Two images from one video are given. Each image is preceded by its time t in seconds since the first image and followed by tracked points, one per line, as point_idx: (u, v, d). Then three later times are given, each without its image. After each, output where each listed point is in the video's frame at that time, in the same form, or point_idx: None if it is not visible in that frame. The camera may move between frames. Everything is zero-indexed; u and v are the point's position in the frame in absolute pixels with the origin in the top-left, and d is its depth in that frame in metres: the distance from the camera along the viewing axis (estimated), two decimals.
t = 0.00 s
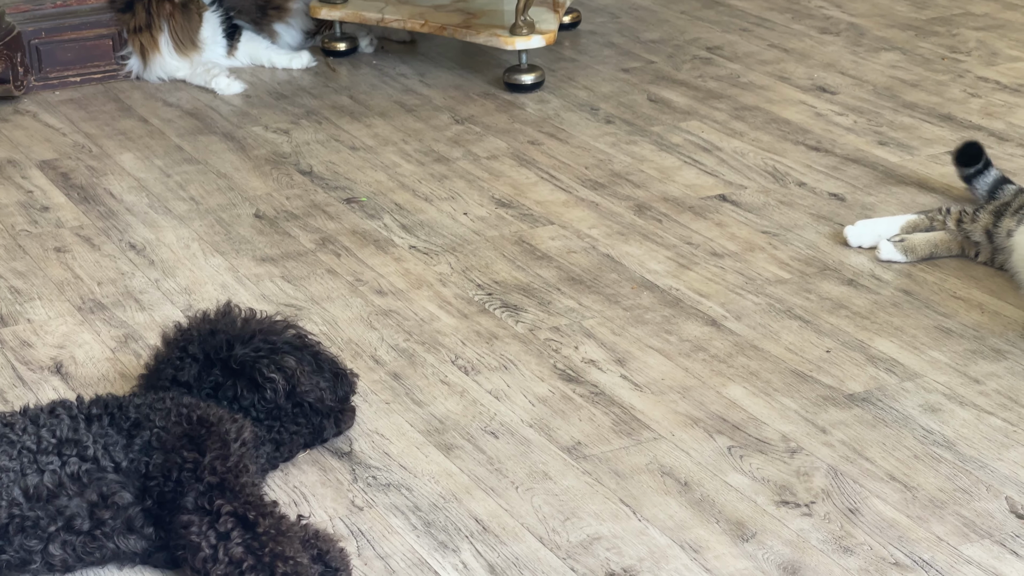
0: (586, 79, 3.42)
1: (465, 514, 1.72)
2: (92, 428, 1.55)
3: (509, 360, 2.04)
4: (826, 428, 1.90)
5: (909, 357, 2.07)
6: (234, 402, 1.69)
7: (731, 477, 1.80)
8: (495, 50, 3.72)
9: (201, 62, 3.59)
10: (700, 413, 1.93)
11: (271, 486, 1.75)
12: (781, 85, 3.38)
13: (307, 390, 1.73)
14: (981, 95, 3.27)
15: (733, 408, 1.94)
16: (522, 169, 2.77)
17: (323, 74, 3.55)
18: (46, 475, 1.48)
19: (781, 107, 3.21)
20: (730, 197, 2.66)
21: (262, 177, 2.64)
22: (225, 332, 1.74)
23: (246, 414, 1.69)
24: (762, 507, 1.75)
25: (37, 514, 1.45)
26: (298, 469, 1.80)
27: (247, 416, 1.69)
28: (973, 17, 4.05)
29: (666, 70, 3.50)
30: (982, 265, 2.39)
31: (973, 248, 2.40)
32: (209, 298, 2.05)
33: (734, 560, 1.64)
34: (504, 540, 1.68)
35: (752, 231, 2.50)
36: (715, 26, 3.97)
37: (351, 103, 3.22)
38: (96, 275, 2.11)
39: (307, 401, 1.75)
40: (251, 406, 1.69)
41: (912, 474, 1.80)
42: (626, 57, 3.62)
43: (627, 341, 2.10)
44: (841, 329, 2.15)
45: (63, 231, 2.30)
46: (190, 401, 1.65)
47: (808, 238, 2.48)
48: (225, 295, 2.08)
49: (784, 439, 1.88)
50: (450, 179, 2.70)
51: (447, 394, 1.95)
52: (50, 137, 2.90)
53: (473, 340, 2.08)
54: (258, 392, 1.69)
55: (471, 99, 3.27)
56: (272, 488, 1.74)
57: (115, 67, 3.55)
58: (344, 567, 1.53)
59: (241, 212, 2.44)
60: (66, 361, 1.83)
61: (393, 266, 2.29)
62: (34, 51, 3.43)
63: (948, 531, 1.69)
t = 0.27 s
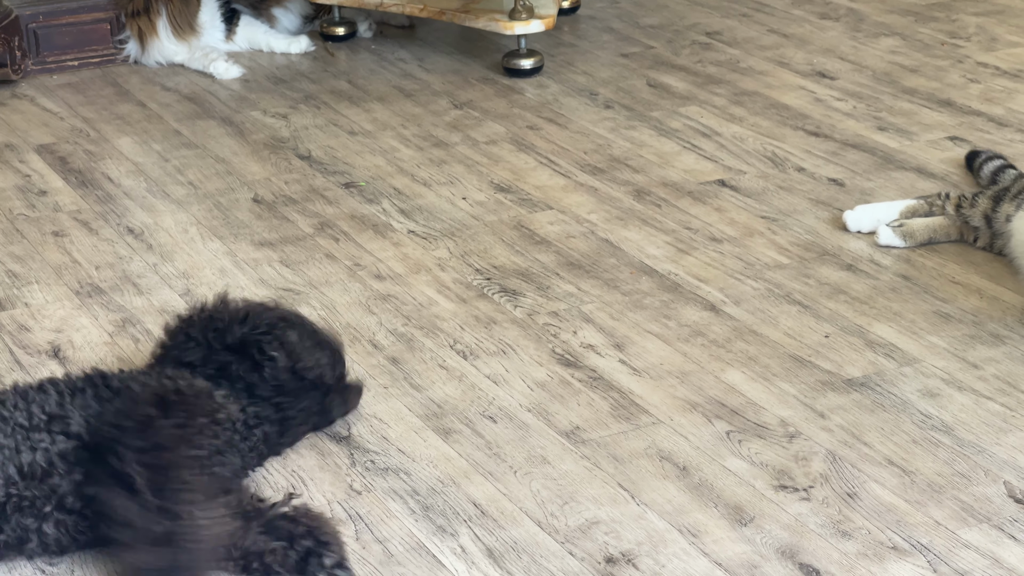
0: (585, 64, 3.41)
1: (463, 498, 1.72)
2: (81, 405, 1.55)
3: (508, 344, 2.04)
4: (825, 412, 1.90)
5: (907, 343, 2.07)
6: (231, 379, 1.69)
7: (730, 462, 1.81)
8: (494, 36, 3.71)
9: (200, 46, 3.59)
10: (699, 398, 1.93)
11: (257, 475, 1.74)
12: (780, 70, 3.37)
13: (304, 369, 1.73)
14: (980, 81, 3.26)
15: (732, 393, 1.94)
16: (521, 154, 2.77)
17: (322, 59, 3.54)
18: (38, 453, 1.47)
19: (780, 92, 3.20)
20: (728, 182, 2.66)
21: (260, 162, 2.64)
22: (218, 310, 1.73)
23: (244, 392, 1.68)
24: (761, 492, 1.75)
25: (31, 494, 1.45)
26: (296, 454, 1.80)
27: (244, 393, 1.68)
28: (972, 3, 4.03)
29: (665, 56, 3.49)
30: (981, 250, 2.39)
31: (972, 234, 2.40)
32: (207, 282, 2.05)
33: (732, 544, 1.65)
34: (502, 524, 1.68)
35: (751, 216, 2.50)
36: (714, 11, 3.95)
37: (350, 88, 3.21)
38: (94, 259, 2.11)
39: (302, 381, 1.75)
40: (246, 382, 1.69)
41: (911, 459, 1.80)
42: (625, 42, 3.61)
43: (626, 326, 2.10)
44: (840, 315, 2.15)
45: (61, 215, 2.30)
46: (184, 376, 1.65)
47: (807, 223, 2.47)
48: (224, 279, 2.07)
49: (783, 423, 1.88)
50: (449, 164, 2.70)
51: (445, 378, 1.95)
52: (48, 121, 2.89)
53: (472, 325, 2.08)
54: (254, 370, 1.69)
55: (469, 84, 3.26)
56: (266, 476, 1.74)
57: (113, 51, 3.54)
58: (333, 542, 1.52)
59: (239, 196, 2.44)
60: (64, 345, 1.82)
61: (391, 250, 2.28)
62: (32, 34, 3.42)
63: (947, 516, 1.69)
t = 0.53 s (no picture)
0: (580, 45, 3.40)
1: (455, 479, 1.73)
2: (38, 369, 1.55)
3: (501, 325, 2.04)
4: (817, 393, 1.91)
5: (900, 324, 2.07)
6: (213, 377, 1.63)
7: (722, 443, 1.81)
8: (490, 17, 3.70)
9: (193, 26, 3.57)
10: (692, 379, 1.94)
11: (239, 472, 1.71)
12: (775, 51, 3.36)
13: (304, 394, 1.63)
14: (975, 62, 3.25)
15: (724, 374, 1.95)
16: (515, 135, 2.76)
17: (316, 39, 3.53)
18: None
19: (775, 73, 3.19)
20: (723, 163, 2.65)
21: (254, 142, 2.63)
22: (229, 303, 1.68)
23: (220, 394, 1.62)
24: (753, 472, 1.76)
25: None
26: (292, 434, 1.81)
27: (220, 393, 1.63)
28: None
29: (660, 37, 3.47)
30: (974, 231, 2.40)
31: (965, 215, 2.40)
32: (201, 262, 2.04)
33: (724, 524, 1.66)
34: (494, 504, 1.69)
35: (745, 197, 2.50)
36: None
37: (344, 68, 3.20)
38: (87, 240, 2.11)
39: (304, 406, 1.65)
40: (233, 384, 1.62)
41: (902, 440, 1.81)
42: (620, 23, 3.60)
43: (620, 307, 2.11)
44: (834, 296, 2.15)
45: (54, 196, 2.29)
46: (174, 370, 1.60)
47: (801, 204, 2.47)
48: (217, 260, 2.07)
49: (775, 404, 1.89)
50: (443, 145, 2.69)
51: (439, 359, 1.95)
52: (41, 101, 2.88)
53: (465, 306, 2.08)
54: (248, 381, 1.62)
55: (464, 65, 3.25)
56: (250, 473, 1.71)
57: (106, 31, 3.53)
58: (260, 513, 1.51)
59: (233, 177, 2.43)
60: (57, 326, 1.81)
61: (385, 231, 2.28)
62: (25, 14, 3.39)
63: (937, 496, 1.70)
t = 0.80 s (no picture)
0: (573, 17, 3.40)
1: (443, 445, 1.78)
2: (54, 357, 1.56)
3: (491, 294, 2.06)
4: (803, 361, 1.93)
5: (887, 293, 2.09)
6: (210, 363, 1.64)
7: (708, 410, 1.84)
8: None
9: None
10: (680, 347, 1.96)
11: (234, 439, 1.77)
12: (767, 23, 3.36)
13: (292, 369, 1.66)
14: (966, 34, 3.25)
15: (711, 343, 1.97)
16: (507, 107, 2.77)
17: (309, 11, 3.53)
18: None
19: (766, 45, 3.20)
20: (713, 134, 2.66)
21: (246, 113, 2.64)
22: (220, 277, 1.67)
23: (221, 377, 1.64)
24: (739, 439, 1.79)
25: None
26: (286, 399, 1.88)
27: (222, 375, 1.64)
28: None
29: (652, 9, 3.47)
30: (961, 201, 2.42)
31: (953, 185, 2.42)
32: (192, 231, 2.05)
33: (709, 490, 1.69)
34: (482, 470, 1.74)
35: (734, 168, 2.51)
36: None
37: (336, 39, 3.20)
38: (80, 208, 2.12)
39: (292, 380, 1.69)
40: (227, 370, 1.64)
41: (886, 407, 1.84)
42: None
43: (608, 277, 2.12)
44: (822, 266, 2.17)
45: (46, 165, 2.31)
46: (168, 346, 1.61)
47: (789, 175, 2.48)
48: (209, 229, 2.08)
49: (761, 372, 1.91)
50: (435, 116, 2.70)
51: (429, 327, 1.98)
52: (33, 71, 2.89)
53: (455, 275, 2.10)
54: (244, 366, 1.63)
55: (456, 36, 3.25)
56: (240, 441, 1.77)
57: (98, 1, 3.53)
58: (282, 505, 1.55)
59: (225, 147, 2.44)
60: (49, 293, 1.83)
61: (376, 201, 2.30)
62: None
63: (920, 462, 1.73)
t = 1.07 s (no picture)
0: None
1: (455, 394, 1.83)
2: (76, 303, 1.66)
3: (502, 247, 2.07)
4: (813, 313, 1.95)
5: (897, 246, 2.10)
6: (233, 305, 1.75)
7: (718, 360, 1.87)
8: None
9: None
10: (690, 299, 1.98)
11: (247, 386, 1.84)
12: None
13: (310, 312, 1.77)
14: None
15: (722, 294, 1.98)
16: (517, 62, 2.77)
17: None
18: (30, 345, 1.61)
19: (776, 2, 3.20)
20: (723, 88, 2.67)
21: (256, 66, 2.63)
22: (236, 225, 1.78)
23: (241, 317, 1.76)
24: (748, 389, 1.82)
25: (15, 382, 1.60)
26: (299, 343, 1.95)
27: (241, 318, 1.76)
28: None
29: None
30: (971, 156, 2.43)
31: (963, 139, 2.43)
32: (205, 183, 2.07)
33: (719, 439, 1.73)
34: (493, 418, 1.80)
35: (745, 122, 2.51)
36: None
37: None
38: (92, 159, 2.13)
39: (306, 323, 1.79)
40: (247, 308, 1.75)
41: (895, 357, 1.85)
42: None
43: (619, 230, 2.14)
44: (832, 219, 2.18)
45: (57, 116, 2.31)
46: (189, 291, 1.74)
47: (799, 129, 2.49)
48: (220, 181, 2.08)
49: (771, 323, 1.93)
50: (445, 70, 2.70)
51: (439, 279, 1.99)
52: (43, 23, 2.88)
53: (467, 228, 2.12)
54: (263, 303, 1.74)
55: None
56: (253, 387, 1.84)
57: None
58: (311, 447, 1.70)
59: (236, 99, 2.45)
60: (61, 243, 1.84)
61: (387, 153, 2.30)
62: None
63: (929, 412, 1.75)
